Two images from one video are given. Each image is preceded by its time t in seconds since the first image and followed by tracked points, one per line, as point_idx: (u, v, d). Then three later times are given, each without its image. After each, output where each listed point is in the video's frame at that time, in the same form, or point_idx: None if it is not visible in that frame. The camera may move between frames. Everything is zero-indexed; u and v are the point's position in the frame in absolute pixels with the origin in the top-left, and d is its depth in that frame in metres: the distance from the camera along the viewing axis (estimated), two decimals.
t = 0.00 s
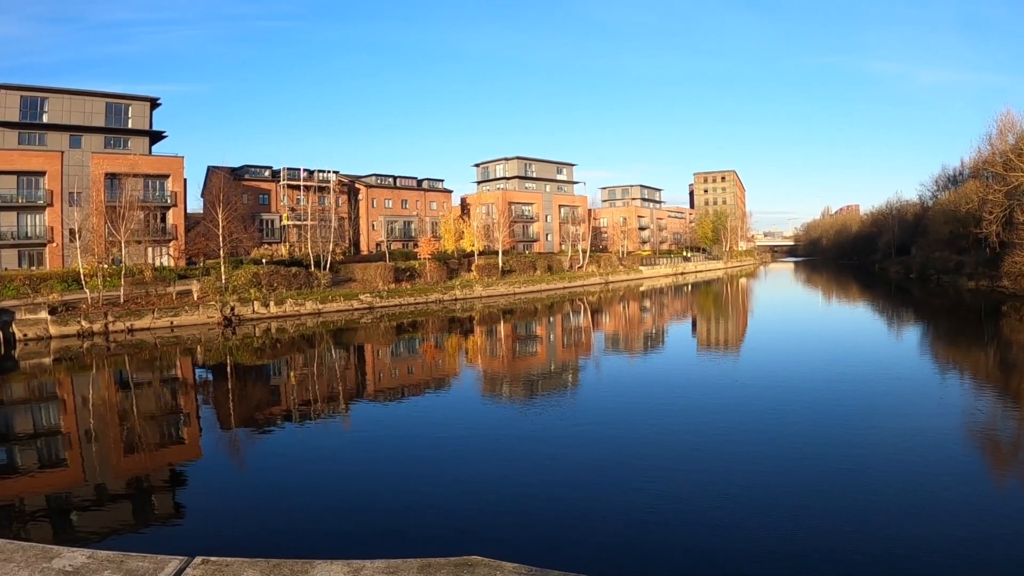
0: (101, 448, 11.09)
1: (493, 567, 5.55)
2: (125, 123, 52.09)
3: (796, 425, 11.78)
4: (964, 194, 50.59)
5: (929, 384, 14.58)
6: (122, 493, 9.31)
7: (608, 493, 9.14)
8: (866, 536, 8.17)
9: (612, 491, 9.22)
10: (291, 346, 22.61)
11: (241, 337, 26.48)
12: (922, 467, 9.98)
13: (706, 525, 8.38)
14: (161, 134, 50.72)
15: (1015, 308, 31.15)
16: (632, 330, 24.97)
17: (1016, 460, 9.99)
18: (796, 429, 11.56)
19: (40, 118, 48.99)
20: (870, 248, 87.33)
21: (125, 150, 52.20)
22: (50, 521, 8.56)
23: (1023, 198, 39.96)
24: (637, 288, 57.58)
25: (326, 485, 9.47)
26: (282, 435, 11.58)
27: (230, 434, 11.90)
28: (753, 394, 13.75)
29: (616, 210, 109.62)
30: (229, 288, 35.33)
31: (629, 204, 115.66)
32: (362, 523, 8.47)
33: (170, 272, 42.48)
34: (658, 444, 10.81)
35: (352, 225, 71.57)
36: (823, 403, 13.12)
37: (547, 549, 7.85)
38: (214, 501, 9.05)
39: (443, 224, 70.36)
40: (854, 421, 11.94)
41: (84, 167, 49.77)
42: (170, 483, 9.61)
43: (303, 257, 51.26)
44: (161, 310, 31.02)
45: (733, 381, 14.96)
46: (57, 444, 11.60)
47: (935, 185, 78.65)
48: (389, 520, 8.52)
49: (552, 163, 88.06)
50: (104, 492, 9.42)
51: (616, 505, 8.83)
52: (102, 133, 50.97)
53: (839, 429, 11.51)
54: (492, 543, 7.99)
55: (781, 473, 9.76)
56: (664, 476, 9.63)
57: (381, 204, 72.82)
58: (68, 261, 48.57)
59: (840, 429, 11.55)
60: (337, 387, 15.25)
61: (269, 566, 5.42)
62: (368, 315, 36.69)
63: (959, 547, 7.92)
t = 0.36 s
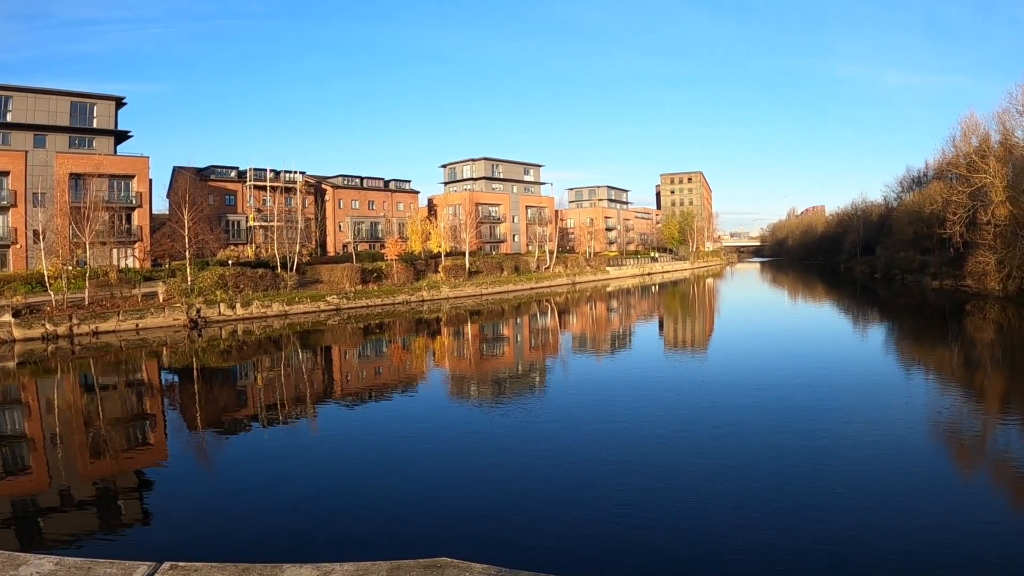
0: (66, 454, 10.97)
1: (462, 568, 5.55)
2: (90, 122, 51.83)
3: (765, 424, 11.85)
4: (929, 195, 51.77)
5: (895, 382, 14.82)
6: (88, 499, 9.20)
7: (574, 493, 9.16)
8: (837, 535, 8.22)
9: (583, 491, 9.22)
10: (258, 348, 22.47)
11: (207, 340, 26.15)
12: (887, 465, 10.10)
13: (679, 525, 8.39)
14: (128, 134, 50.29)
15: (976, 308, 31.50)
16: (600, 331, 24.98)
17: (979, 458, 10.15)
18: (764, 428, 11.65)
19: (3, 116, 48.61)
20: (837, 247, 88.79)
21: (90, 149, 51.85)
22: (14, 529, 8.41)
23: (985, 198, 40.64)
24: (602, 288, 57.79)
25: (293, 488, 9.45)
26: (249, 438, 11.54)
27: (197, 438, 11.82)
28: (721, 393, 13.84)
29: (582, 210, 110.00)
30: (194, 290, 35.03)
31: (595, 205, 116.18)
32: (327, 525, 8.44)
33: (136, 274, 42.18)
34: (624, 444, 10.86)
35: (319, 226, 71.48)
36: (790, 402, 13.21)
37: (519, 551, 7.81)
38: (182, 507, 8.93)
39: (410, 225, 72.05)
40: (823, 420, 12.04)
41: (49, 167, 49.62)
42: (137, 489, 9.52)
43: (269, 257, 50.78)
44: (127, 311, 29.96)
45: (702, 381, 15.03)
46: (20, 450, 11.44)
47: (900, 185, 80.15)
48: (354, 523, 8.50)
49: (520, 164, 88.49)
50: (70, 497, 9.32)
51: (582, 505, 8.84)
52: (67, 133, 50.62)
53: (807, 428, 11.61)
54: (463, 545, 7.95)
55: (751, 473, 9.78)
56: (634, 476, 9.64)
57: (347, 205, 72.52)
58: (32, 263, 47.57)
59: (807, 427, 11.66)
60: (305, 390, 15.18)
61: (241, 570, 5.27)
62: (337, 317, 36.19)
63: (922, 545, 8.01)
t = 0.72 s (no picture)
0: (28, 460, 10.84)
1: (426, 568, 5.68)
2: (51, 122, 50.89)
3: (728, 421, 11.99)
4: (890, 195, 53.33)
5: (859, 379, 15.10)
6: (50, 506, 9.07)
7: (540, 492, 9.21)
8: (802, 531, 8.33)
9: (549, 490, 9.28)
10: (221, 350, 22.33)
11: (171, 342, 25.89)
12: (851, 460, 10.27)
13: (645, 522, 8.47)
14: (89, 134, 49.50)
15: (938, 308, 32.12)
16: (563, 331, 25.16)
17: (938, 452, 10.43)
18: (729, 425, 11.76)
19: None
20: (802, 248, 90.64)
21: (51, 149, 50.87)
22: None
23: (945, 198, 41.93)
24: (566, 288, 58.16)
25: (260, 490, 9.44)
26: (213, 441, 11.48)
27: (160, 442, 11.74)
28: (688, 392, 13.94)
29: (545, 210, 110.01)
30: (157, 292, 33.91)
31: (559, 204, 115.58)
32: (294, 528, 8.43)
33: (97, 276, 41.46)
34: (590, 443, 10.94)
35: (283, 227, 70.96)
36: (752, 400, 13.37)
37: (486, 549, 7.86)
38: (147, 513, 8.84)
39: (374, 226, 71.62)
40: (785, 417, 12.22)
41: (7, 167, 48.52)
42: (101, 495, 9.42)
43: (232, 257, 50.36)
44: (89, 315, 29.28)
45: (667, 380, 15.14)
46: None
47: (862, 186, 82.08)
48: (320, 524, 8.50)
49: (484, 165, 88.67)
50: (32, 504, 9.20)
51: (548, 504, 8.91)
52: (28, 132, 49.58)
53: (771, 426, 11.75)
54: (430, 546, 7.95)
55: (716, 470, 9.89)
56: (600, 474, 9.73)
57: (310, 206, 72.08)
58: None
59: (771, 424, 11.81)
60: (269, 393, 15.06)
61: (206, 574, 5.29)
62: (302, 319, 35.56)
63: (885, 540, 8.16)
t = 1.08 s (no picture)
0: None
1: (391, 569, 5.77)
2: (8, 121, 50.34)
3: (691, 421, 12.08)
4: (850, 197, 55.23)
5: (820, 377, 15.41)
6: (9, 513, 8.91)
7: (506, 494, 9.22)
8: (767, 529, 8.41)
9: (513, 491, 9.30)
10: (183, 353, 22.19)
11: (132, 345, 25.59)
12: (816, 457, 10.42)
13: (610, 521, 8.52)
14: (48, 134, 49.26)
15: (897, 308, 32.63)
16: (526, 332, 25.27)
17: (900, 449, 10.69)
18: (695, 425, 11.85)
19: None
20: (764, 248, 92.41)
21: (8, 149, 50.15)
22: None
23: (904, 201, 44.01)
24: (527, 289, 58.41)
25: (224, 495, 9.36)
26: (176, 445, 11.42)
27: (120, 448, 11.63)
28: (652, 391, 14.04)
29: (507, 212, 109.50)
30: (117, 294, 32.86)
31: (521, 208, 114.08)
32: (260, 533, 8.36)
33: (55, 278, 40.73)
34: (555, 443, 10.98)
35: (244, 228, 70.28)
36: (714, 401, 13.50)
37: (452, 550, 7.87)
38: (108, 520, 8.72)
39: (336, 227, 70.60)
40: (748, 416, 12.35)
41: None
42: (61, 503, 9.29)
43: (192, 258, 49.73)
44: (47, 317, 28.61)
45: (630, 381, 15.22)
46: None
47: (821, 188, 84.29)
48: (286, 529, 8.45)
49: (447, 167, 88.54)
50: None
51: (516, 504, 8.92)
52: None
53: (736, 425, 11.85)
54: (396, 548, 7.95)
55: (680, 469, 9.98)
56: (565, 473, 9.78)
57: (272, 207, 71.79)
58: None
59: (736, 424, 11.92)
60: (231, 396, 14.99)
61: None
62: (264, 321, 35.10)
63: (852, 536, 8.28)
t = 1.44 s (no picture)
0: None
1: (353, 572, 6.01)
2: None
3: (652, 421, 12.18)
4: (809, 198, 56.91)
5: (781, 377, 15.63)
6: None
7: (470, 496, 9.22)
8: (728, 526, 8.52)
9: (476, 491, 9.37)
10: (142, 357, 22.01)
11: (89, 349, 25.21)
12: (779, 457, 10.52)
13: (572, 520, 8.60)
14: (4, 134, 48.76)
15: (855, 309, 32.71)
16: (486, 333, 25.36)
17: (860, 446, 10.88)
18: (657, 426, 11.92)
19: None
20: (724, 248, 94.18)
21: None
22: None
23: (860, 202, 45.61)
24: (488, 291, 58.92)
25: (184, 502, 9.24)
26: (133, 451, 11.30)
27: (79, 454, 11.49)
28: (614, 392, 14.14)
29: (466, 213, 108.72)
30: (76, 297, 30.78)
31: (482, 208, 114.15)
32: (222, 540, 8.26)
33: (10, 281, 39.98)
34: (518, 446, 11.00)
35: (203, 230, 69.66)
36: (674, 401, 13.62)
37: (416, 551, 7.91)
38: (67, 528, 8.60)
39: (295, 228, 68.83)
40: (708, 416, 12.48)
41: None
42: (20, 510, 9.15)
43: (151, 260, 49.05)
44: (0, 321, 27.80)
45: (591, 381, 15.34)
46: None
47: (780, 190, 86.58)
48: (249, 535, 8.35)
49: (407, 168, 88.15)
50: None
51: (479, 504, 9.00)
52: None
53: (698, 425, 11.93)
54: (361, 550, 7.96)
55: (641, 467, 10.09)
56: (527, 473, 9.86)
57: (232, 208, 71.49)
58: None
59: (697, 424, 12.00)
60: (191, 400, 14.93)
61: None
62: (225, 324, 34.96)
63: (817, 533, 8.37)
